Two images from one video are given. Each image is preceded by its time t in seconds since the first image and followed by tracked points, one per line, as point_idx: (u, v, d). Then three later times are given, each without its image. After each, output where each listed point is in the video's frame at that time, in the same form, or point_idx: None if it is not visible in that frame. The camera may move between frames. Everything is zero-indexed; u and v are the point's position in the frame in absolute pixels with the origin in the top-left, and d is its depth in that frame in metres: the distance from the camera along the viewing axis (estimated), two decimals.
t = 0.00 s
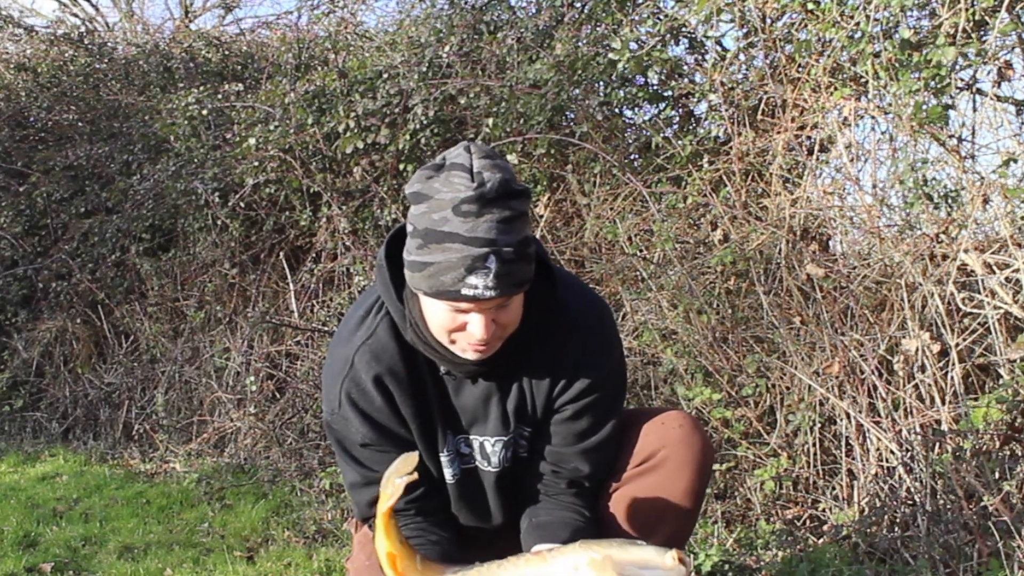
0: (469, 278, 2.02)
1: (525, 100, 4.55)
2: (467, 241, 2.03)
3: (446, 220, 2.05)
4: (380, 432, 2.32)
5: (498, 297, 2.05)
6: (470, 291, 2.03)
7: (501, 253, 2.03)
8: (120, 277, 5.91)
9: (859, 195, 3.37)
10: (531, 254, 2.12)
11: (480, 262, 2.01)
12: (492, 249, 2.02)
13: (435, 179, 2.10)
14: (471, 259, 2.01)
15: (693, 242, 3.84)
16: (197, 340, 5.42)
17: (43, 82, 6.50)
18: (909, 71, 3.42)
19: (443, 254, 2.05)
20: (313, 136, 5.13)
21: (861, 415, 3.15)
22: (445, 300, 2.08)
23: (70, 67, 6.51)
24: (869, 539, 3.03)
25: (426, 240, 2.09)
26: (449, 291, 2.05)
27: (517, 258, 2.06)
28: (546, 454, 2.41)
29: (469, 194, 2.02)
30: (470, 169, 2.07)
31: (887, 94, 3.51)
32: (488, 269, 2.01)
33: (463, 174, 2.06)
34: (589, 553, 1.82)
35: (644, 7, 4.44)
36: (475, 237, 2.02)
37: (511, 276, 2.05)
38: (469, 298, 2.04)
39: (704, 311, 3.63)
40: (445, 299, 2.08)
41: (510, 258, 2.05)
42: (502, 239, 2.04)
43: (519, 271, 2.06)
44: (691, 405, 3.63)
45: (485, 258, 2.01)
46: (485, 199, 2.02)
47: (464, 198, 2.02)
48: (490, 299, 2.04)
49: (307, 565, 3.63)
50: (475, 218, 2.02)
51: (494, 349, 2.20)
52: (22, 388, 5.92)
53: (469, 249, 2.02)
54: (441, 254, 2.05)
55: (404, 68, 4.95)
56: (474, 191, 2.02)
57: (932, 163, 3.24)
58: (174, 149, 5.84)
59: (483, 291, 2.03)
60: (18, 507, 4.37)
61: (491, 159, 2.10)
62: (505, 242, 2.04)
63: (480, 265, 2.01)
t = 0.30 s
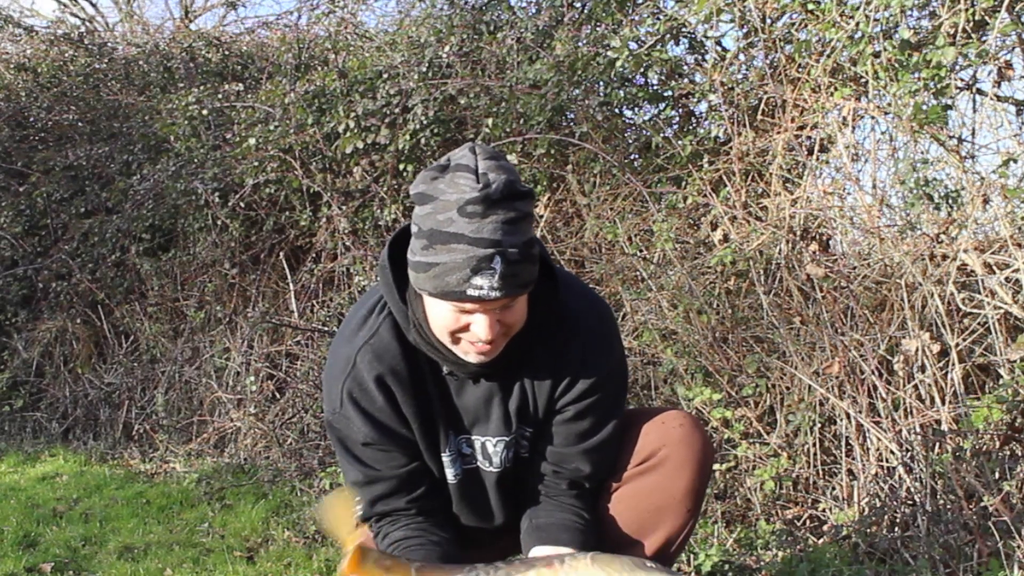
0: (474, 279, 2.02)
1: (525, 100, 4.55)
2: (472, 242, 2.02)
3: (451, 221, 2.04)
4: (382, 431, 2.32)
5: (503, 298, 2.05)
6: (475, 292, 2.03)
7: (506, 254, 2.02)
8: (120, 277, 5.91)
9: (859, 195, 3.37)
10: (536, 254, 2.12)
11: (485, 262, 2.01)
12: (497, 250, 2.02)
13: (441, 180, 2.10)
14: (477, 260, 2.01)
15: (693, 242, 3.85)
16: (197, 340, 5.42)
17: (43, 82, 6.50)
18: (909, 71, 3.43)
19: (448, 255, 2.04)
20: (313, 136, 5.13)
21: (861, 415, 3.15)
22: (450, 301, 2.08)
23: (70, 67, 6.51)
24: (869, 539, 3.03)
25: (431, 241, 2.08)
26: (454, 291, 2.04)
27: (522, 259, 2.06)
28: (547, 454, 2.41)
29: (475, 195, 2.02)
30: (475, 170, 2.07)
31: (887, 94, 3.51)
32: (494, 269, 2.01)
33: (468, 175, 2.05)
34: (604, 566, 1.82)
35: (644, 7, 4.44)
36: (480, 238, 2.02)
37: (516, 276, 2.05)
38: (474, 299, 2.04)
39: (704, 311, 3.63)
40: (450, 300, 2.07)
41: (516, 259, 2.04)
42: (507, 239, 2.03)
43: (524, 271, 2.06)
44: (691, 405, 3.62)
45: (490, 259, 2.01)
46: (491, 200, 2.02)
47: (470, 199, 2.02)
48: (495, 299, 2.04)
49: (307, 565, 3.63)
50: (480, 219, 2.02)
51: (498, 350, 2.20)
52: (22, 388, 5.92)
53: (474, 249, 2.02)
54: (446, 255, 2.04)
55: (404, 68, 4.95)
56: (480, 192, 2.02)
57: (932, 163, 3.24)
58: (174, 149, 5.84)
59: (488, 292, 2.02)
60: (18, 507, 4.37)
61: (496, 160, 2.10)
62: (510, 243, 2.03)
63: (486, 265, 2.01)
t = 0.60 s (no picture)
0: (476, 283, 2.02)
1: (525, 100, 4.55)
2: (474, 246, 2.02)
3: (454, 224, 2.05)
4: (384, 431, 2.32)
5: (504, 302, 2.06)
6: (477, 295, 2.03)
7: (509, 258, 2.03)
8: (120, 277, 5.91)
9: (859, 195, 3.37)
10: (537, 258, 2.12)
11: (487, 266, 2.01)
12: (499, 254, 2.02)
13: (444, 183, 2.09)
14: (479, 264, 2.01)
15: (693, 242, 3.85)
16: (197, 340, 5.42)
17: (43, 82, 6.50)
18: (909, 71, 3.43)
19: (450, 258, 2.04)
20: (313, 136, 5.13)
21: (861, 415, 3.15)
22: (451, 304, 2.08)
23: (70, 67, 6.51)
24: (869, 539, 3.03)
25: (433, 243, 2.08)
26: (455, 295, 2.05)
27: (524, 263, 2.06)
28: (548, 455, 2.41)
29: (478, 198, 2.02)
30: (478, 173, 2.07)
31: (887, 94, 3.51)
32: (495, 274, 2.02)
33: (472, 178, 2.05)
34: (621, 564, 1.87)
35: (644, 7, 4.45)
36: (482, 241, 2.02)
37: (518, 281, 2.05)
38: (475, 302, 2.04)
39: (704, 311, 3.63)
40: (451, 303, 2.08)
41: (517, 264, 2.05)
42: (509, 244, 2.04)
43: (525, 275, 2.06)
44: (691, 404, 3.62)
45: (492, 263, 2.01)
46: (494, 204, 2.02)
47: (473, 202, 2.02)
48: (496, 303, 2.05)
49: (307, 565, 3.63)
50: (483, 223, 2.02)
51: (499, 351, 2.20)
52: (22, 388, 5.92)
53: (476, 253, 2.02)
54: (448, 258, 2.05)
55: (404, 68, 4.95)
56: (483, 195, 2.02)
57: (932, 163, 3.24)
58: (174, 149, 5.84)
59: (489, 296, 2.03)
60: (18, 507, 4.37)
61: (500, 162, 2.10)
62: (512, 247, 2.04)
63: (488, 270, 2.01)
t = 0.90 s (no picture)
0: (477, 286, 2.03)
1: (525, 100, 4.56)
2: (476, 250, 2.02)
3: (456, 226, 2.04)
4: (388, 432, 2.32)
5: (505, 305, 2.06)
6: (478, 299, 2.04)
7: (510, 263, 2.03)
8: (120, 277, 5.91)
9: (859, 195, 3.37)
10: (539, 261, 2.12)
11: (488, 271, 2.01)
12: (501, 258, 2.02)
13: (447, 184, 2.08)
14: (480, 268, 2.01)
15: (693, 242, 3.84)
16: (197, 340, 5.42)
17: (43, 82, 6.49)
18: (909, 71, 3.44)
19: (452, 261, 2.04)
20: (313, 136, 5.13)
21: (861, 415, 3.15)
22: (452, 306, 2.09)
23: (70, 67, 6.51)
24: (869, 539, 3.03)
25: (435, 245, 2.08)
26: (456, 297, 2.06)
27: (525, 267, 2.06)
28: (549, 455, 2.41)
29: (481, 203, 2.01)
30: (481, 176, 2.06)
31: (887, 94, 3.52)
32: (496, 278, 2.02)
33: (475, 181, 2.05)
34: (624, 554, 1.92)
35: (644, 7, 4.45)
36: (484, 246, 2.02)
37: (519, 285, 2.05)
38: (476, 306, 2.05)
39: (704, 311, 3.63)
40: (452, 305, 2.09)
41: (518, 268, 2.05)
42: (511, 248, 2.04)
43: (526, 280, 2.06)
44: (691, 405, 3.62)
45: (493, 267, 2.02)
46: (496, 208, 2.01)
47: (476, 206, 2.01)
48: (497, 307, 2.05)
49: (307, 565, 3.63)
50: (485, 226, 2.02)
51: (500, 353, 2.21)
52: (22, 388, 5.92)
53: (478, 257, 2.02)
54: (449, 261, 2.05)
55: (404, 68, 4.95)
56: (486, 199, 2.01)
57: (932, 163, 3.24)
58: (174, 150, 5.84)
59: (490, 300, 2.04)
60: (18, 507, 4.37)
61: (503, 165, 2.09)
62: (513, 252, 2.03)
63: (489, 274, 2.01)
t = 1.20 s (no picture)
0: (479, 277, 2.02)
1: (525, 100, 4.56)
2: (479, 241, 2.02)
3: (458, 218, 2.05)
4: (389, 426, 2.31)
5: (508, 297, 2.05)
6: (480, 290, 2.03)
7: (513, 254, 2.02)
8: (120, 277, 5.91)
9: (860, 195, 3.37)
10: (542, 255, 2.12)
11: (491, 262, 2.01)
12: (503, 250, 2.01)
13: (451, 177, 2.09)
14: (482, 259, 2.01)
15: (693, 242, 3.84)
16: (197, 340, 5.42)
17: (43, 82, 6.49)
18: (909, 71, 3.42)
19: (454, 252, 2.04)
20: (313, 136, 5.13)
21: (861, 415, 3.15)
22: (455, 298, 2.08)
23: (70, 67, 6.51)
24: (869, 539, 3.03)
25: (437, 237, 2.09)
26: (459, 289, 2.05)
27: (528, 259, 2.06)
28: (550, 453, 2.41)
29: (483, 194, 2.02)
30: (484, 168, 2.07)
31: (887, 94, 3.52)
32: (499, 269, 2.01)
33: (478, 174, 2.05)
34: (608, 537, 1.92)
35: (644, 6, 4.45)
36: (487, 237, 2.02)
37: (521, 277, 2.05)
38: (478, 297, 2.04)
39: (704, 311, 3.62)
40: (454, 296, 2.08)
41: (521, 259, 2.04)
42: (513, 240, 2.03)
43: (529, 272, 2.06)
44: (691, 404, 3.62)
45: (496, 258, 2.01)
46: (499, 198, 2.02)
47: (478, 197, 2.02)
48: (499, 299, 2.04)
49: (307, 565, 3.63)
50: (488, 218, 2.02)
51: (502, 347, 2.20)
52: (22, 388, 5.92)
53: (480, 248, 2.02)
54: (451, 252, 2.05)
55: (404, 68, 4.95)
56: (488, 191, 2.02)
57: (932, 163, 3.23)
58: (174, 150, 5.84)
59: (492, 291, 2.02)
60: (18, 507, 4.37)
61: (506, 158, 2.10)
62: (516, 243, 2.03)
63: (491, 265, 2.01)
